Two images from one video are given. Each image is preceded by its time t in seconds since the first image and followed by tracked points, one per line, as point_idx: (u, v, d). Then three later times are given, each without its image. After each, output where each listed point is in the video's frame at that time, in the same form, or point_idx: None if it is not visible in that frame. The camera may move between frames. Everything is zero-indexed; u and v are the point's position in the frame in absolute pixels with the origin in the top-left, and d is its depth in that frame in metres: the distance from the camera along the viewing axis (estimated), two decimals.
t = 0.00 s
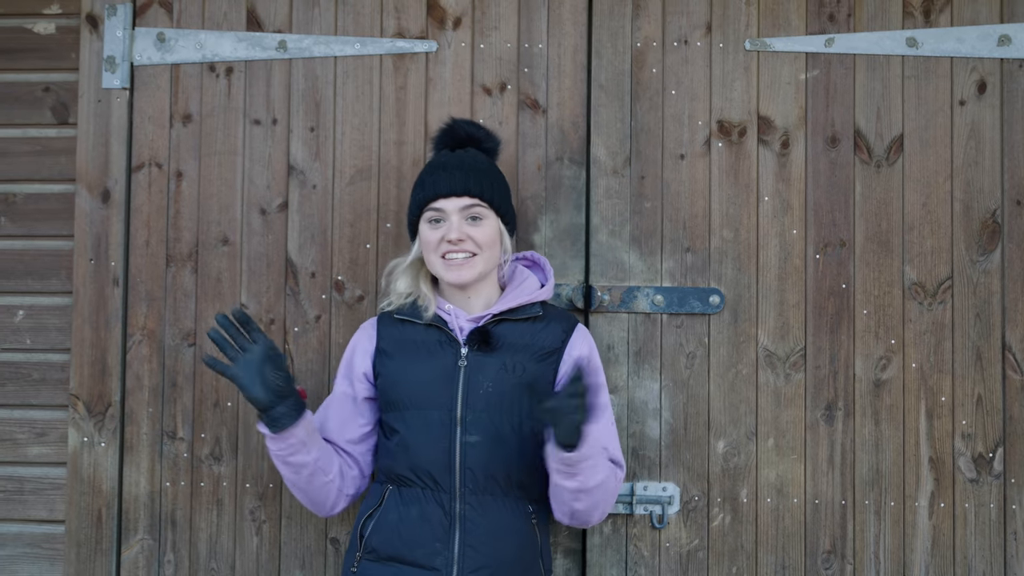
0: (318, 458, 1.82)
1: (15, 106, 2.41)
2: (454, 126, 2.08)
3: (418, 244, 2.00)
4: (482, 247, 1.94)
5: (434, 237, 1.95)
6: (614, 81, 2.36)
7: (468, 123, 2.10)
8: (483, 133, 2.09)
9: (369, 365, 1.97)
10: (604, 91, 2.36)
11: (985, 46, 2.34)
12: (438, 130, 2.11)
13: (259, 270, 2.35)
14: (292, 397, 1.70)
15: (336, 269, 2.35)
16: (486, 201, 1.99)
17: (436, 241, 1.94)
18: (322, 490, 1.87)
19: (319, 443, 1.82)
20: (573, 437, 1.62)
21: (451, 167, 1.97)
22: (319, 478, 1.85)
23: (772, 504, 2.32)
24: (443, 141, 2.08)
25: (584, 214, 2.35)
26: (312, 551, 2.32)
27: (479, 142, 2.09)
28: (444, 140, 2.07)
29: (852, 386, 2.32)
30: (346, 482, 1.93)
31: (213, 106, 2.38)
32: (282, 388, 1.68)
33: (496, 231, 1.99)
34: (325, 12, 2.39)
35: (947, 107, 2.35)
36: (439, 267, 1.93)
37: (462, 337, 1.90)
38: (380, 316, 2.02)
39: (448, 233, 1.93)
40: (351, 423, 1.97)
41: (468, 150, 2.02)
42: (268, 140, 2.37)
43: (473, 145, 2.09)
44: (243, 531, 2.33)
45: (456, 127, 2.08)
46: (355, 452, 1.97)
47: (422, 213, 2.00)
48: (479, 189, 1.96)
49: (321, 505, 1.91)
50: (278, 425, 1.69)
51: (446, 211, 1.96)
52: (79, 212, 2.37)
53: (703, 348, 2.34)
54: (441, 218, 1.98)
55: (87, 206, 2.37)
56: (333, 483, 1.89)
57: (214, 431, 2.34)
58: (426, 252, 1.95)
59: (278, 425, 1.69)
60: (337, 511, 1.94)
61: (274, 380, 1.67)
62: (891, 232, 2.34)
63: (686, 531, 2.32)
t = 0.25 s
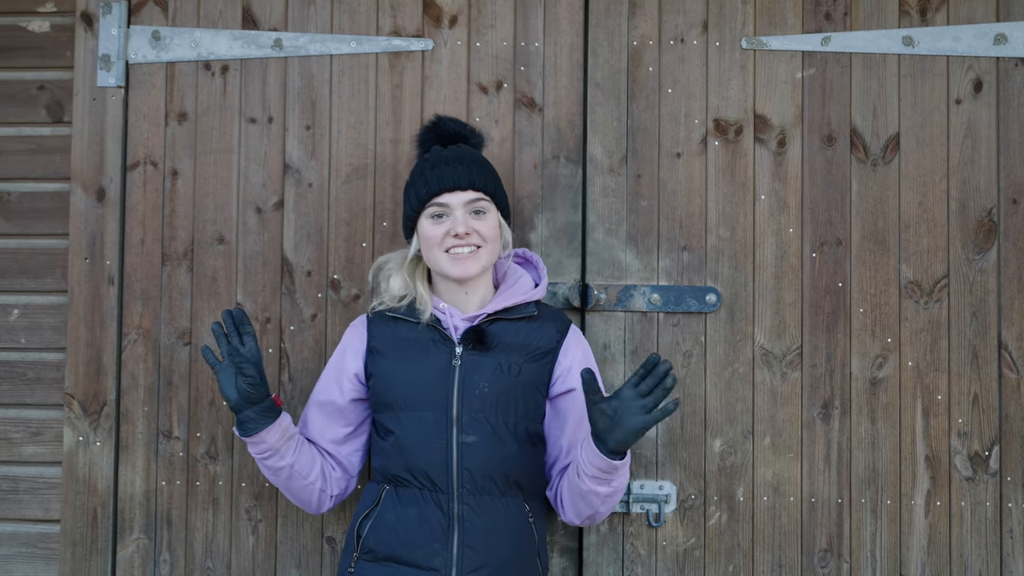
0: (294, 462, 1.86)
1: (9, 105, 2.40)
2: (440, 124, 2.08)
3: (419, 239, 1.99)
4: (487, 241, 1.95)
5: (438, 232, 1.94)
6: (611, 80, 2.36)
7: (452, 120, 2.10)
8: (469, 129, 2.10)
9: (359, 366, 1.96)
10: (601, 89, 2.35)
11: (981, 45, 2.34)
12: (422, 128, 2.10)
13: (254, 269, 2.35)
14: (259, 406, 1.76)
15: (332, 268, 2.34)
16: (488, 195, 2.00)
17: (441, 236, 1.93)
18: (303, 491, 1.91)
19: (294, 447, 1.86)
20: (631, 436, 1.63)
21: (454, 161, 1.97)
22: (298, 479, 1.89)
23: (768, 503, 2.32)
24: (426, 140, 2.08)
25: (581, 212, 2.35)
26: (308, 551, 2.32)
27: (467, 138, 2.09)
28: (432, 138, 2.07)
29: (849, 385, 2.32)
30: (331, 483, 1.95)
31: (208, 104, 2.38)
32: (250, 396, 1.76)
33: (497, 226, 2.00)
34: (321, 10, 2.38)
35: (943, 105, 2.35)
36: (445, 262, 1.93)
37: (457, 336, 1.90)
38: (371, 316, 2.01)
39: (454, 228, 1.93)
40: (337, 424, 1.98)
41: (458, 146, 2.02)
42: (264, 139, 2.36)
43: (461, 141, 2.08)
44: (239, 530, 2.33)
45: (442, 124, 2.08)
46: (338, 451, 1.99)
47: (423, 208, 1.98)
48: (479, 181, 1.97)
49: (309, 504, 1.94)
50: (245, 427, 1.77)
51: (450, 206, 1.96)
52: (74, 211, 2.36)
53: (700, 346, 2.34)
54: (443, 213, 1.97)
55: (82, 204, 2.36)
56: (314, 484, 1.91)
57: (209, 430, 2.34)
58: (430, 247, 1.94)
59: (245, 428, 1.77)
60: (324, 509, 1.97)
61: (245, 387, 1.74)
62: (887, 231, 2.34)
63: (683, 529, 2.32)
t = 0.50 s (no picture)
0: (296, 461, 1.85)
1: (3, 102, 2.39)
2: (422, 124, 2.08)
3: (416, 241, 1.97)
4: (485, 237, 1.95)
5: (437, 231, 1.93)
6: (607, 77, 2.35)
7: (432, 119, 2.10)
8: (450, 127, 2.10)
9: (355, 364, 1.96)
10: (596, 86, 2.35)
11: (976, 42, 2.34)
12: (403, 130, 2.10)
13: (249, 267, 2.34)
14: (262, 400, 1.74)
15: (327, 266, 2.33)
16: (481, 193, 1.99)
17: (440, 235, 1.92)
18: (304, 490, 1.89)
19: (296, 446, 1.85)
20: (627, 425, 1.63)
21: (444, 160, 1.97)
22: (299, 478, 1.87)
23: (765, 500, 2.31)
24: (410, 142, 2.07)
25: (577, 209, 2.35)
26: (304, 549, 2.31)
27: (450, 136, 2.09)
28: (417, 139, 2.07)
29: (845, 382, 2.32)
30: (330, 482, 1.94)
31: (203, 102, 2.37)
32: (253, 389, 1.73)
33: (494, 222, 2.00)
34: (316, 7, 2.37)
35: (939, 102, 2.35)
36: (447, 261, 1.92)
37: (452, 334, 1.90)
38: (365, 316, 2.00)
39: (453, 226, 1.92)
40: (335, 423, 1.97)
41: (443, 145, 2.02)
42: (259, 136, 2.36)
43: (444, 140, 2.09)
44: (235, 529, 2.32)
45: (424, 124, 2.08)
46: (337, 451, 1.98)
47: (419, 209, 1.97)
48: (472, 179, 1.97)
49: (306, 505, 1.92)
50: (248, 427, 1.74)
51: (447, 204, 1.95)
52: (68, 209, 2.35)
53: (696, 344, 2.33)
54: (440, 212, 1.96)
55: (76, 202, 2.36)
56: (314, 483, 1.90)
57: (205, 429, 2.33)
58: (430, 248, 1.93)
59: (248, 427, 1.74)
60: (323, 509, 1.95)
61: (250, 383, 1.72)
62: (884, 228, 2.34)
63: (680, 527, 2.32)
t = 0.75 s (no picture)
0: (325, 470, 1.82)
1: None
2: (422, 124, 2.07)
3: (411, 242, 1.97)
4: (479, 241, 1.93)
5: (431, 233, 1.92)
6: (604, 77, 2.35)
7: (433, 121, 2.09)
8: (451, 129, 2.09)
9: (352, 364, 1.95)
10: (593, 87, 2.35)
11: (973, 43, 2.34)
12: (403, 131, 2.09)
13: (245, 268, 2.33)
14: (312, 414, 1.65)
15: (324, 267, 2.33)
16: (478, 194, 1.99)
17: (434, 237, 1.92)
18: (325, 498, 1.87)
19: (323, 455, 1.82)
20: (593, 414, 1.61)
21: (441, 161, 1.97)
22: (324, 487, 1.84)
23: (762, 501, 2.31)
24: (410, 143, 2.07)
25: (574, 210, 2.34)
26: (300, 551, 2.30)
27: (448, 139, 2.08)
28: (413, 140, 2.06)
29: (843, 383, 2.32)
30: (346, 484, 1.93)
31: (199, 103, 2.36)
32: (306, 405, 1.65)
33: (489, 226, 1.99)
34: (312, 8, 2.37)
35: (936, 103, 2.34)
36: (441, 263, 1.91)
37: (449, 335, 1.88)
38: (361, 317, 1.99)
39: (447, 228, 1.91)
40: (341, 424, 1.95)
41: (442, 146, 2.01)
42: (255, 137, 2.35)
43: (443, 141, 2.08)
44: (231, 531, 2.31)
45: (424, 124, 2.07)
46: (357, 454, 1.95)
47: (415, 211, 1.97)
48: (468, 181, 1.97)
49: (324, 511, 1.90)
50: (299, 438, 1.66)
51: (442, 207, 1.94)
52: (63, 210, 2.34)
53: (694, 345, 2.33)
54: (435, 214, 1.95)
55: (72, 204, 2.35)
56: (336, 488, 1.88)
57: (201, 431, 2.32)
58: (424, 250, 1.92)
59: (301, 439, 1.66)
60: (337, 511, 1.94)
61: (301, 392, 1.63)
62: (881, 229, 2.33)
63: (677, 528, 2.32)
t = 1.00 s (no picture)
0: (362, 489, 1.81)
1: None
2: (433, 125, 2.07)
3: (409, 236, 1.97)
4: (476, 240, 1.93)
5: (429, 229, 1.92)
6: (600, 77, 2.35)
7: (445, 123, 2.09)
8: (461, 133, 2.08)
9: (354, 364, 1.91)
10: (590, 87, 2.34)
11: (969, 43, 2.34)
12: (414, 128, 2.09)
13: (241, 268, 2.33)
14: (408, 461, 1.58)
15: (320, 267, 2.32)
16: (479, 195, 1.99)
17: (431, 233, 1.92)
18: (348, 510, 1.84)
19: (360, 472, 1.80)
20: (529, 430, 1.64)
21: (446, 160, 1.96)
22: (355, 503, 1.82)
23: (759, 501, 2.31)
24: (420, 142, 2.06)
25: (570, 210, 2.34)
26: (296, 552, 2.30)
27: (457, 141, 2.07)
28: (423, 139, 2.05)
29: (839, 383, 2.32)
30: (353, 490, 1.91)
31: (194, 102, 2.35)
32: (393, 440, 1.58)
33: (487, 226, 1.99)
34: (308, 7, 2.36)
35: (932, 103, 2.35)
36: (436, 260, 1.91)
37: (445, 332, 1.88)
38: (358, 311, 1.97)
39: (445, 225, 1.91)
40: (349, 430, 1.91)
41: (451, 147, 2.01)
42: (251, 137, 2.34)
43: (451, 144, 2.07)
44: (227, 532, 2.30)
45: (436, 126, 2.06)
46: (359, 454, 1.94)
47: (414, 205, 1.97)
48: (469, 182, 1.96)
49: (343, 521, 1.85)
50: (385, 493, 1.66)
51: (442, 203, 1.94)
52: (58, 211, 2.34)
53: (690, 345, 2.33)
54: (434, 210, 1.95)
55: (66, 204, 2.34)
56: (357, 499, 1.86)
57: (196, 431, 2.32)
58: (420, 246, 1.92)
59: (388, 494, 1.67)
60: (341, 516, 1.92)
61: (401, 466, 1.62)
62: (877, 229, 2.33)
63: (674, 529, 2.31)
